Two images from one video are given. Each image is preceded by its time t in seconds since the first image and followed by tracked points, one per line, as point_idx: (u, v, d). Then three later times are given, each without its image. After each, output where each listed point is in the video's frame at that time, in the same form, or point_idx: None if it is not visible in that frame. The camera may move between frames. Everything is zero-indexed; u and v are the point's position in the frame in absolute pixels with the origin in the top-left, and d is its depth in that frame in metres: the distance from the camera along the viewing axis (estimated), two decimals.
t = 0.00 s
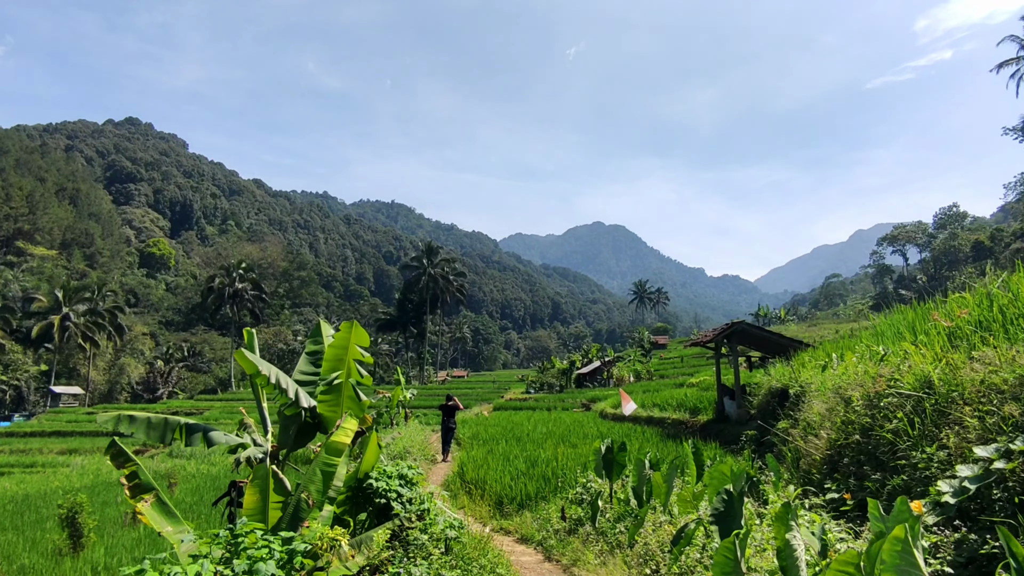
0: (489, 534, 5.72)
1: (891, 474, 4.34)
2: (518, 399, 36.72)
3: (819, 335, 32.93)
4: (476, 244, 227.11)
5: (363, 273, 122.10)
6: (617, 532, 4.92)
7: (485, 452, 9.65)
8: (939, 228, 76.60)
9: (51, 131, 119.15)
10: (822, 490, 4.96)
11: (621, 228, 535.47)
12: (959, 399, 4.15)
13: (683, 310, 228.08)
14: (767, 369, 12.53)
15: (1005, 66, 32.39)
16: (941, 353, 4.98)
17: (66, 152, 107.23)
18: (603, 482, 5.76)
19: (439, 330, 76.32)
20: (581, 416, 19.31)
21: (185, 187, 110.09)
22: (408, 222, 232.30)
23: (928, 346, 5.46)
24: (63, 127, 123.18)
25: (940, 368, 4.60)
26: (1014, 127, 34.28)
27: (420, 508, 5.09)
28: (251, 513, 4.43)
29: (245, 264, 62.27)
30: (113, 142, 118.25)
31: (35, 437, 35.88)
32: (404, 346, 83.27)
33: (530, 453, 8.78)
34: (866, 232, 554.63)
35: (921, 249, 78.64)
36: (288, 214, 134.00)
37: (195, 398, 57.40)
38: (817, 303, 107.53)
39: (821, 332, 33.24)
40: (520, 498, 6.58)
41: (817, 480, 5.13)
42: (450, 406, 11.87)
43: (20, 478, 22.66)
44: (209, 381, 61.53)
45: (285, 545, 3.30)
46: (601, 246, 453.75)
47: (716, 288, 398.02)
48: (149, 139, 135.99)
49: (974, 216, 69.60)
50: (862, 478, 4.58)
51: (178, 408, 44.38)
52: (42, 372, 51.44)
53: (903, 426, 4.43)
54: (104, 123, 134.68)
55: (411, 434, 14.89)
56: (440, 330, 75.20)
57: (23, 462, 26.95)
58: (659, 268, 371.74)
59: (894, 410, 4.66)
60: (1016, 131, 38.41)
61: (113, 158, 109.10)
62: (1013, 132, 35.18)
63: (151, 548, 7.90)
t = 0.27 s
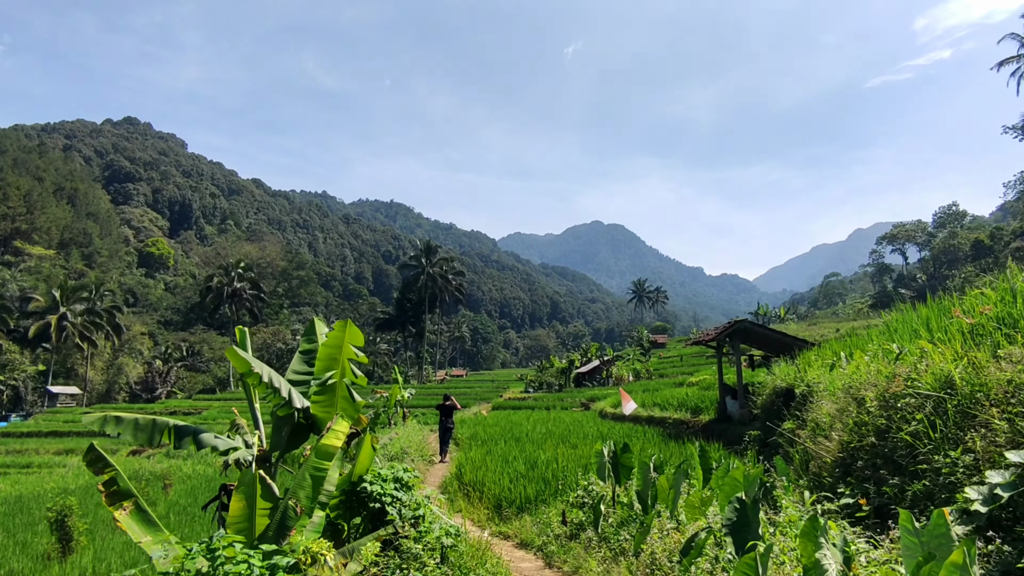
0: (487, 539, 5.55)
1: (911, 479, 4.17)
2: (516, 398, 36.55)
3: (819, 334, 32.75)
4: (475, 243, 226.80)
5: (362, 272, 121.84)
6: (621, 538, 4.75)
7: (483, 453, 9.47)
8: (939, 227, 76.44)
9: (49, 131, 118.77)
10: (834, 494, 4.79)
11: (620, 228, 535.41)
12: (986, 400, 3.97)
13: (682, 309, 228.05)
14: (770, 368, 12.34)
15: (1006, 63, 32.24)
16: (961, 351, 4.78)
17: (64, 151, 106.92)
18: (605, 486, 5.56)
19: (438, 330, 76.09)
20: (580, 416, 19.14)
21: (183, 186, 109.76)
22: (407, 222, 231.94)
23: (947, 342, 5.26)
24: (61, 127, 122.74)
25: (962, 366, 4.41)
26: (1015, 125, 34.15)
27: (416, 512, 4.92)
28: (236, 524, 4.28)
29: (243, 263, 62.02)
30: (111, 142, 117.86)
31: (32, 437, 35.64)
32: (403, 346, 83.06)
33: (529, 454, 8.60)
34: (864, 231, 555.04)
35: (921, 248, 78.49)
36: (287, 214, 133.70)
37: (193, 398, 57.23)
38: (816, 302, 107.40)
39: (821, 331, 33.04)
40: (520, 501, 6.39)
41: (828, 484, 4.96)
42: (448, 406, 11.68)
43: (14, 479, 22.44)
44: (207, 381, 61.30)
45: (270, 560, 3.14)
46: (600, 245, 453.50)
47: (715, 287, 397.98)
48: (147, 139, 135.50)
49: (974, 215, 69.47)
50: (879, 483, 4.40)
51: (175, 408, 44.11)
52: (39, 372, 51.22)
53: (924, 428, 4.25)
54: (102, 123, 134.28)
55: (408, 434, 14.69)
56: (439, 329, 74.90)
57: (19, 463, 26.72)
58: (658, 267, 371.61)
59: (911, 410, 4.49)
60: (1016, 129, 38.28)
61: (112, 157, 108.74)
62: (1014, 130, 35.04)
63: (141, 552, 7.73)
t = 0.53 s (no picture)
0: (483, 545, 5.38)
1: (928, 483, 4.01)
2: (515, 399, 36.39)
3: (820, 334, 32.59)
4: (475, 243, 226.60)
5: (361, 273, 121.63)
6: (620, 547, 4.58)
7: (481, 454, 9.29)
8: (938, 227, 76.39)
9: (48, 131, 118.62)
10: (844, 498, 4.61)
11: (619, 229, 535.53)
12: (1008, 401, 3.83)
13: (681, 309, 227.84)
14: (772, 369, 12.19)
15: (1006, 63, 32.15)
16: (977, 349, 4.60)
17: (64, 152, 106.87)
18: (605, 489, 5.40)
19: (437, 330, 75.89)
20: (580, 417, 18.97)
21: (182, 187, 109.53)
22: (407, 222, 231.63)
23: (963, 340, 5.07)
24: (60, 127, 122.55)
25: (980, 365, 4.25)
26: (1015, 125, 34.10)
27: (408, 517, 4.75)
28: (215, 532, 4.24)
29: (241, 263, 61.80)
30: (110, 142, 117.68)
31: (27, 438, 35.39)
32: (402, 347, 82.91)
33: (527, 456, 8.44)
34: (863, 233, 555.27)
35: (921, 249, 78.42)
36: (286, 214, 133.46)
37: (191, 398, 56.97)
38: (816, 302, 107.32)
39: (822, 331, 32.90)
40: (517, 505, 6.21)
41: (836, 488, 4.79)
42: (445, 406, 11.52)
43: (9, 480, 22.24)
44: (206, 381, 61.01)
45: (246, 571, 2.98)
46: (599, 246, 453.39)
47: (714, 287, 397.97)
48: (147, 139, 135.20)
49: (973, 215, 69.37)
50: (892, 487, 4.23)
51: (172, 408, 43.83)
52: (37, 372, 50.94)
53: (942, 430, 4.09)
54: (102, 123, 134.21)
55: (406, 435, 14.49)
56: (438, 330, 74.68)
57: (14, 464, 26.48)
58: (657, 268, 371.60)
59: (925, 410, 4.34)
60: (1016, 128, 38.15)
61: (111, 157, 108.57)
62: (1014, 130, 34.96)
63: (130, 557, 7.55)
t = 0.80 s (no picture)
0: (476, 550, 5.22)
1: (941, 489, 3.85)
2: (512, 399, 36.22)
3: (817, 334, 32.50)
4: (472, 243, 226.35)
5: (358, 272, 121.29)
6: (617, 552, 4.40)
7: (475, 455, 9.11)
8: (935, 228, 76.53)
9: (44, 129, 117.99)
10: (851, 503, 4.45)
11: (617, 229, 535.76)
12: None
13: (679, 310, 227.98)
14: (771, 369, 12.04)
15: (1004, 63, 32.16)
16: (991, 348, 4.45)
17: (60, 149, 106.36)
18: (602, 491, 5.24)
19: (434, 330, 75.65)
20: (577, 417, 18.85)
21: (179, 185, 109.04)
22: (405, 222, 231.28)
23: (975, 339, 4.91)
24: (56, 124, 121.90)
25: (996, 364, 4.08)
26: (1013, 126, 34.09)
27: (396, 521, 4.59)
28: (186, 536, 4.25)
29: (238, 262, 61.46)
30: (107, 140, 117.09)
31: (20, 437, 35.06)
32: (399, 346, 82.67)
33: (523, 457, 8.26)
34: (860, 233, 556.52)
35: (917, 250, 78.61)
36: (283, 213, 132.99)
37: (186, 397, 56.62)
38: (812, 303, 107.52)
39: (819, 331, 32.84)
40: (511, 508, 6.04)
41: (842, 493, 4.63)
42: (439, 406, 11.34)
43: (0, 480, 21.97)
44: (201, 381, 60.61)
45: None
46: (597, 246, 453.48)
47: (711, 288, 398.55)
48: (144, 137, 134.62)
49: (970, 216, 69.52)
50: (902, 492, 4.07)
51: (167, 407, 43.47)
52: (31, 370, 50.56)
53: (955, 433, 3.94)
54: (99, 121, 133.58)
55: (401, 435, 14.31)
56: (435, 329, 74.46)
57: (6, 464, 26.20)
58: (655, 268, 371.82)
59: (937, 411, 4.18)
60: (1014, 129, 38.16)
61: (108, 155, 108.01)
62: (1012, 130, 34.98)
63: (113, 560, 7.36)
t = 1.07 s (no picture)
0: (471, 557, 5.06)
1: (960, 496, 3.69)
2: (511, 399, 36.08)
3: (818, 335, 32.35)
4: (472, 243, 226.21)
5: (357, 272, 121.10)
6: (620, 559, 4.25)
7: (472, 458, 8.92)
8: (935, 228, 76.44)
9: (43, 129, 117.66)
10: (863, 509, 4.28)
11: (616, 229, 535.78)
12: None
13: (678, 310, 227.95)
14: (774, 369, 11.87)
15: (1006, 63, 32.06)
16: (1009, 348, 4.29)
17: (59, 149, 106.13)
18: (602, 496, 5.09)
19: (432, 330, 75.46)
20: (576, 417, 18.73)
21: (178, 185, 108.77)
22: (404, 222, 231.12)
23: (995, 337, 4.71)
24: (55, 125, 121.58)
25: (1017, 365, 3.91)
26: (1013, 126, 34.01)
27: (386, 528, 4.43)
28: (162, 545, 4.11)
29: (236, 262, 61.17)
30: (106, 140, 116.80)
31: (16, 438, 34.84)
32: (397, 346, 82.50)
33: (521, 459, 8.10)
34: (859, 234, 556.86)
35: (916, 250, 78.49)
36: (282, 213, 132.71)
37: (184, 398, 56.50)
38: (811, 303, 107.47)
39: (820, 332, 32.73)
40: (508, 512, 5.86)
41: (851, 501, 4.49)
42: (436, 407, 11.18)
43: None
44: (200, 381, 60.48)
45: None
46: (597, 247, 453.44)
47: (710, 287, 398.62)
48: (143, 137, 134.37)
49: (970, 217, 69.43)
50: (917, 499, 3.91)
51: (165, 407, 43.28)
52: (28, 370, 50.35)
53: (978, 438, 3.76)
54: (98, 121, 133.28)
55: (398, 436, 14.14)
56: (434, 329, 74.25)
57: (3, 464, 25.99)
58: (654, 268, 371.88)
59: (953, 415, 4.01)
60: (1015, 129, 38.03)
61: (106, 155, 107.74)
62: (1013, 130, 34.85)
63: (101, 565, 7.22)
